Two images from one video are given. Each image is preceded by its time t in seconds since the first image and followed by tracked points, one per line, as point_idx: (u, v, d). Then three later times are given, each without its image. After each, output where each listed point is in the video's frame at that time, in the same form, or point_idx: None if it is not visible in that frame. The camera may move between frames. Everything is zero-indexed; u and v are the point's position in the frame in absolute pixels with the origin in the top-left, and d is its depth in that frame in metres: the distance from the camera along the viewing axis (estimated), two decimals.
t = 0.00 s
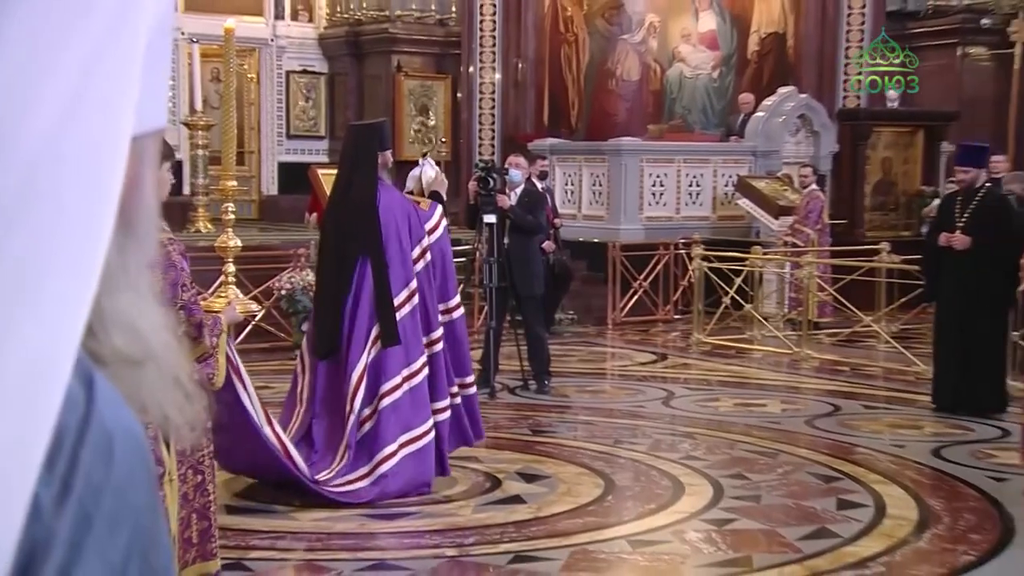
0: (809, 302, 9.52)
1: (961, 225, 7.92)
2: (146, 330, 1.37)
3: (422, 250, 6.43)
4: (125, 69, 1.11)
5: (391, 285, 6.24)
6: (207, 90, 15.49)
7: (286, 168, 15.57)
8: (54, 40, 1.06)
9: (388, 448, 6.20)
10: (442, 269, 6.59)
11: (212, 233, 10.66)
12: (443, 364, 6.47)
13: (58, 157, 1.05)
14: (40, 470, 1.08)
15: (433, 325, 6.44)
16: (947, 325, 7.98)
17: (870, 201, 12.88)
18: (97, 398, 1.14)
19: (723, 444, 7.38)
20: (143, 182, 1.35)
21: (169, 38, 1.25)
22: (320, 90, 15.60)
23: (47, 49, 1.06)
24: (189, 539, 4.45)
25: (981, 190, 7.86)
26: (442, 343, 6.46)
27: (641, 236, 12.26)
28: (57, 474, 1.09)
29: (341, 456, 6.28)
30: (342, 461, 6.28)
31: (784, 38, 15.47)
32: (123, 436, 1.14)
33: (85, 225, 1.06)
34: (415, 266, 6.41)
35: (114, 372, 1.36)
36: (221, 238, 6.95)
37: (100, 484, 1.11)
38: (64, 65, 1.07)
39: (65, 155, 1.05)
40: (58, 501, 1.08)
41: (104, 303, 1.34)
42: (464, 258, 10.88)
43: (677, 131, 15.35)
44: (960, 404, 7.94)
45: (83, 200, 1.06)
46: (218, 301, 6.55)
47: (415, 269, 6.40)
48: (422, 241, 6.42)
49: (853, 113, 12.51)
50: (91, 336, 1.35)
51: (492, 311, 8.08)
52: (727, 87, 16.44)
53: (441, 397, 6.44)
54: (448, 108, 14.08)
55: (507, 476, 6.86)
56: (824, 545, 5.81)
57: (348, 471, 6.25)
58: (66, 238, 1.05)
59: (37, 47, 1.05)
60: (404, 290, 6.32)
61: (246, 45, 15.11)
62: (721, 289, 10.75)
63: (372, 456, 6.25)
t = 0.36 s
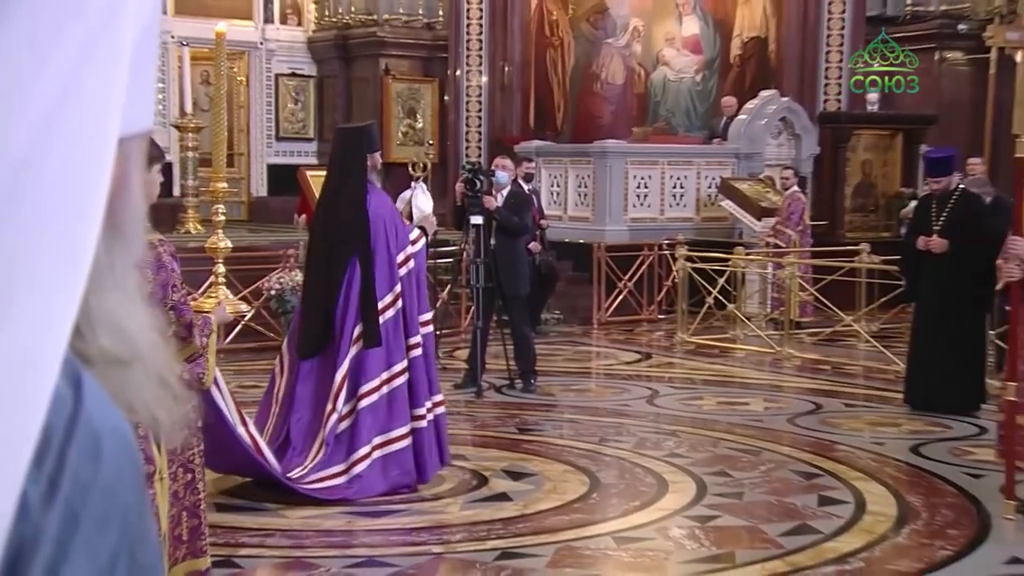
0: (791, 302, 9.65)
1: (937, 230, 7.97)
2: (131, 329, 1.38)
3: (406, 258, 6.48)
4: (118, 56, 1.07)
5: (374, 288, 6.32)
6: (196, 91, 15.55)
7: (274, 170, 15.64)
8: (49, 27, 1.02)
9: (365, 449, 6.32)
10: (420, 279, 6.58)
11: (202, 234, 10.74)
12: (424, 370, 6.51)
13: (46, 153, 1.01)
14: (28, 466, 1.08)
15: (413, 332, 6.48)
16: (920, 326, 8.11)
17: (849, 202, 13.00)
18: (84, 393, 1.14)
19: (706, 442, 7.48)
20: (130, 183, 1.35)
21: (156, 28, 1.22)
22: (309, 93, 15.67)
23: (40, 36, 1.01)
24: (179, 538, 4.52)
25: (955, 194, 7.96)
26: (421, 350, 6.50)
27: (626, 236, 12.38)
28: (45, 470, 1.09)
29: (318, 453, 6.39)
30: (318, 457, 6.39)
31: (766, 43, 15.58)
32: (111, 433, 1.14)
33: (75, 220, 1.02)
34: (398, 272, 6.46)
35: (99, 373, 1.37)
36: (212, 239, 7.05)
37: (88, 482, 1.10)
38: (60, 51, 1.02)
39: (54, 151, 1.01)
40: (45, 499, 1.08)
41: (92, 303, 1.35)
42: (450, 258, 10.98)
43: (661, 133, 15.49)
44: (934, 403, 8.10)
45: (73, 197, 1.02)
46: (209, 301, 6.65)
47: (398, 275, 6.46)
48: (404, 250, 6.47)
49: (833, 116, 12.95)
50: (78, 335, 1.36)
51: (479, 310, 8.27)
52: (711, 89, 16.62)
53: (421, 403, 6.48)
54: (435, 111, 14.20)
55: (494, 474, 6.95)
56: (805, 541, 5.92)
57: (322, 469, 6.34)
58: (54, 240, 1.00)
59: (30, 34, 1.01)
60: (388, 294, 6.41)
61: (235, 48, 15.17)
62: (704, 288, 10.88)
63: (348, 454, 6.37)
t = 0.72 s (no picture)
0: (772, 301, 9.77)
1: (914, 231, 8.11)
2: (118, 332, 1.38)
3: (392, 258, 6.57)
4: (91, 87, 1.13)
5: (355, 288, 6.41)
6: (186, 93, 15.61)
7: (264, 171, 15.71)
8: (28, 52, 1.09)
9: (336, 450, 6.41)
10: (404, 283, 6.61)
11: (191, 235, 10.80)
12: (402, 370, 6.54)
13: (25, 186, 1.08)
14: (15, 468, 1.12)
15: (394, 331, 6.54)
16: (897, 326, 8.24)
17: (830, 204, 13.12)
18: (70, 392, 1.18)
19: (689, 440, 7.59)
20: (115, 190, 1.42)
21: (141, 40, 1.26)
22: (298, 96, 15.76)
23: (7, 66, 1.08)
24: (170, 536, 4.58)
25: (932, 197, 8.11)
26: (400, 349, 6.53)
27: (611, 237, 12.49)
28: (31, 470, 1.13)
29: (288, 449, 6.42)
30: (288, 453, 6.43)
31: (749, 47, 15.71)
32: (97, 433, 1.18)
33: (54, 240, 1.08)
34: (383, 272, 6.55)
35: (87, 373, 1.37)
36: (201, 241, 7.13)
37: (75, 479, 1.15)
38: (26, 87, 1.08)
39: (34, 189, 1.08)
40: (31, 496, 1.12)
41: (79, 303, 1.35)
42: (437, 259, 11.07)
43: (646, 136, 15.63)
44: (914, 403, 8.23)
45: (48, 222, 1.08)
46: (198, 301, 6.74)
47: (382, 275, 6.54)
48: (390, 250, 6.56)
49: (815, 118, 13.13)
50: (64, 335, 1.35)
51: (466, 310, 8.39)
52: (694, 93, 16.78)
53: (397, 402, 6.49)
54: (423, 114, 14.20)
55: (481, 472, 7.04)
56: (787, 537, 6.03)
57: (293, 466, 6.40)
58: (43, 238, 1.08)
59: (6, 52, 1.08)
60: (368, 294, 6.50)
61: (225, 51, 15.23)
62: (688, 289, 10.99)
63: (320, 451, 6.41)
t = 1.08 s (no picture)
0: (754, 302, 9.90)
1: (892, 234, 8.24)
2: (105, 330, 1.39)
3: (384, 257, 6.67)
4: (82, 84, 1.19)
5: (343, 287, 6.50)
6: (176, 97, 15.65)
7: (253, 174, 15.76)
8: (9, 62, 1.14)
9: (320, 448, 6.49)
10: (396, 280, 6.70)
11: (180, 237, 10.87)
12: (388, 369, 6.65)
13: (21, 175, 1.14)
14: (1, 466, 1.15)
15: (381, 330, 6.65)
16: (874, 327, 8.37)
17: (812, 207, 13.21)
18: (57, 393, 1.22)
19: (674, 439, 7.71)
20: (103, 190, 1.46)
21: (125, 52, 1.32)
22: (287, 99, 15.83)
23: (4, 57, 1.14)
24: (160, 535, 4.64)
25: (911, 199, 8.24)
26: (391, 347, 6.65)
27: (597, 239, 12.60)
28: (18, 468, 1.16)
29: (274, 446, 6.49)
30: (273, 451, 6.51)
31: (732, 52, 15.81)
32: (82, 432, 1.21)
33: (47, 230, 1.15)
34: (374, 272, 6.67)
35: (75, 372, 1.38)
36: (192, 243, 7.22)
37: (61, 476, 1.17)
38: (22, 78, 1.14)
39: (33, 176, 1.14)
40: (17, 496, 1.15)
41: (66, 306, 1.36)
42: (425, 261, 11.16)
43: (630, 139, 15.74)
44: (893, 403, 8.36)
45: (46, 211, 1.15)
46: (188, 302, 6.82)
47: (373, 275, 6.66)
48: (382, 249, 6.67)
49: (796, 121, 12.91)
50: (56, 339, 1.37)
51: (453, 311, 8.45)
52: (677, 97, 17.12)
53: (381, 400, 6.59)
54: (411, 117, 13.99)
55: (468, 471, 7.14)
56: (769, 534, 6.14)
57: (278, 465, 6.48)
58: (32, 243, 1.13)
59: None
60: (354, 294, 6.60)
61: (214, 55, 15.27)
62: (672, 290, 11.10)
63: (305, 449, 6.49)
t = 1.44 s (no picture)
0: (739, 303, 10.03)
1: (875, 236, 8.36)
2: (95, 333, 1.39)
3: (372, 259, 6.76)
4: (67, 89, 1.20)
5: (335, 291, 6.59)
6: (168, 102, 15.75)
7: (244, 177, 15.87)
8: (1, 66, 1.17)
9: (317, 450, 6.57)
10: (385, 281, 6.81)
11: (172, 240, 10.95)
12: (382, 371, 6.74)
13: (13, 175, 1.16)
14: None
15: (373, 332, 6.73)
16: (859, 327, 8.48)
17: (796, 211, 13.34)
18: (45, 397, 1.23)
19: (660, 439, 7.82)
20: (92, 191, 1.43)
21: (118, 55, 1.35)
22: (279, 105, 15.95)
23: (0, 53, 1.18)
24: (151, 534, 4.72)
25: (891, 204, 8.35)
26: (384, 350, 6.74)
27: (584, 242, 12.71)
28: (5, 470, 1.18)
29: (273, 449, 6.59)
30: (272, 453, 6.59)
31: (715, 58, 15.98)
32: (70, 434, 1.23)
33: (37, 232, 1.16)
34: (362, 275, 6.75)
35: (63, 375, 1.38)
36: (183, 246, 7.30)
37: (48, 478, 1.19)
38: (17, 72, 1.18)
39: (24, 177, 1.16)
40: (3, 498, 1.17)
41: (54, 306, 1.36)
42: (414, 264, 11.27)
43: (617, 144, 15.93)
44: (877, 403, 8.45)
45: (39, 212, 1.16)
46: (180, 305, 6.90)
47: (361, 279, 6.75)
48: (370, 252, 6.76)
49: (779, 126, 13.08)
50: (43, 337, 1.36)
51: (442, 313, 8.56)
52: (663, 102, 17.10)
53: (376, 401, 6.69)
54: (401, 124, 14.25)
55: (456, 471, 7.24)
56: (753, 532, 6.25)
57: (275, 467, 6.56)
58: (26, 243, 1.15)
59: None
60: (346, 298, 6.68)
61: (206, 61, 15.37)
62: (658, 292, 11.21)
63: (302, 450, 6.59)
